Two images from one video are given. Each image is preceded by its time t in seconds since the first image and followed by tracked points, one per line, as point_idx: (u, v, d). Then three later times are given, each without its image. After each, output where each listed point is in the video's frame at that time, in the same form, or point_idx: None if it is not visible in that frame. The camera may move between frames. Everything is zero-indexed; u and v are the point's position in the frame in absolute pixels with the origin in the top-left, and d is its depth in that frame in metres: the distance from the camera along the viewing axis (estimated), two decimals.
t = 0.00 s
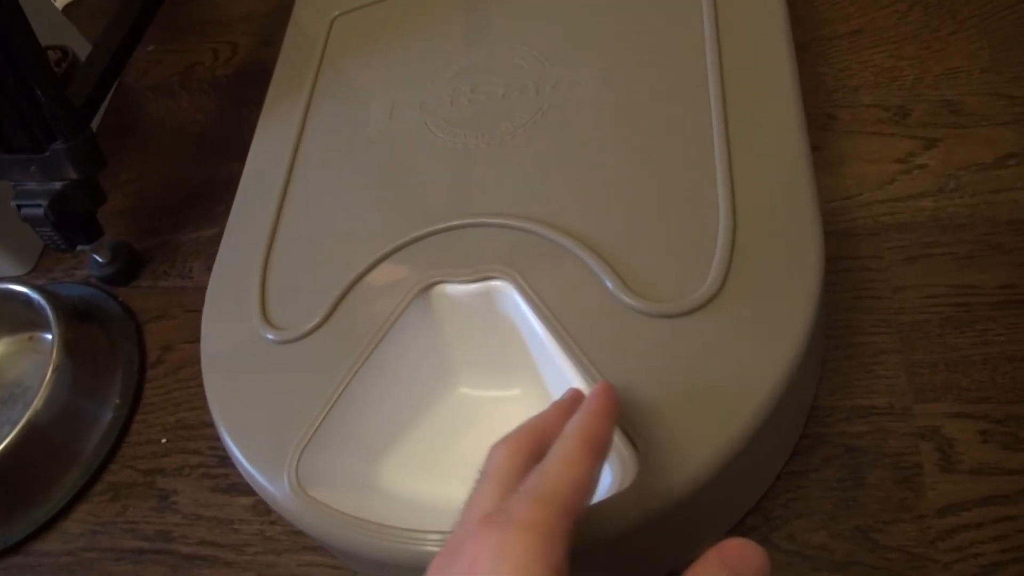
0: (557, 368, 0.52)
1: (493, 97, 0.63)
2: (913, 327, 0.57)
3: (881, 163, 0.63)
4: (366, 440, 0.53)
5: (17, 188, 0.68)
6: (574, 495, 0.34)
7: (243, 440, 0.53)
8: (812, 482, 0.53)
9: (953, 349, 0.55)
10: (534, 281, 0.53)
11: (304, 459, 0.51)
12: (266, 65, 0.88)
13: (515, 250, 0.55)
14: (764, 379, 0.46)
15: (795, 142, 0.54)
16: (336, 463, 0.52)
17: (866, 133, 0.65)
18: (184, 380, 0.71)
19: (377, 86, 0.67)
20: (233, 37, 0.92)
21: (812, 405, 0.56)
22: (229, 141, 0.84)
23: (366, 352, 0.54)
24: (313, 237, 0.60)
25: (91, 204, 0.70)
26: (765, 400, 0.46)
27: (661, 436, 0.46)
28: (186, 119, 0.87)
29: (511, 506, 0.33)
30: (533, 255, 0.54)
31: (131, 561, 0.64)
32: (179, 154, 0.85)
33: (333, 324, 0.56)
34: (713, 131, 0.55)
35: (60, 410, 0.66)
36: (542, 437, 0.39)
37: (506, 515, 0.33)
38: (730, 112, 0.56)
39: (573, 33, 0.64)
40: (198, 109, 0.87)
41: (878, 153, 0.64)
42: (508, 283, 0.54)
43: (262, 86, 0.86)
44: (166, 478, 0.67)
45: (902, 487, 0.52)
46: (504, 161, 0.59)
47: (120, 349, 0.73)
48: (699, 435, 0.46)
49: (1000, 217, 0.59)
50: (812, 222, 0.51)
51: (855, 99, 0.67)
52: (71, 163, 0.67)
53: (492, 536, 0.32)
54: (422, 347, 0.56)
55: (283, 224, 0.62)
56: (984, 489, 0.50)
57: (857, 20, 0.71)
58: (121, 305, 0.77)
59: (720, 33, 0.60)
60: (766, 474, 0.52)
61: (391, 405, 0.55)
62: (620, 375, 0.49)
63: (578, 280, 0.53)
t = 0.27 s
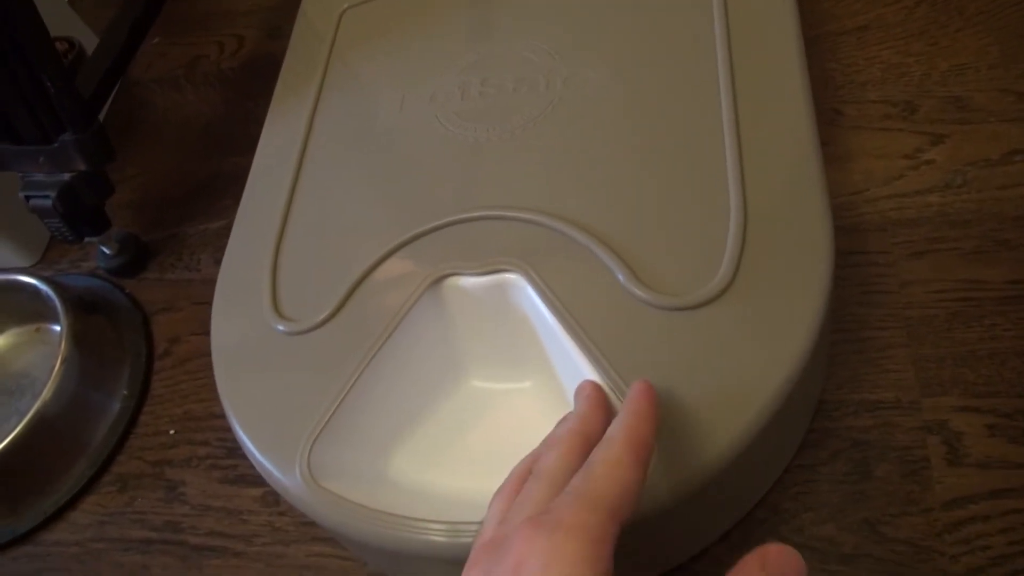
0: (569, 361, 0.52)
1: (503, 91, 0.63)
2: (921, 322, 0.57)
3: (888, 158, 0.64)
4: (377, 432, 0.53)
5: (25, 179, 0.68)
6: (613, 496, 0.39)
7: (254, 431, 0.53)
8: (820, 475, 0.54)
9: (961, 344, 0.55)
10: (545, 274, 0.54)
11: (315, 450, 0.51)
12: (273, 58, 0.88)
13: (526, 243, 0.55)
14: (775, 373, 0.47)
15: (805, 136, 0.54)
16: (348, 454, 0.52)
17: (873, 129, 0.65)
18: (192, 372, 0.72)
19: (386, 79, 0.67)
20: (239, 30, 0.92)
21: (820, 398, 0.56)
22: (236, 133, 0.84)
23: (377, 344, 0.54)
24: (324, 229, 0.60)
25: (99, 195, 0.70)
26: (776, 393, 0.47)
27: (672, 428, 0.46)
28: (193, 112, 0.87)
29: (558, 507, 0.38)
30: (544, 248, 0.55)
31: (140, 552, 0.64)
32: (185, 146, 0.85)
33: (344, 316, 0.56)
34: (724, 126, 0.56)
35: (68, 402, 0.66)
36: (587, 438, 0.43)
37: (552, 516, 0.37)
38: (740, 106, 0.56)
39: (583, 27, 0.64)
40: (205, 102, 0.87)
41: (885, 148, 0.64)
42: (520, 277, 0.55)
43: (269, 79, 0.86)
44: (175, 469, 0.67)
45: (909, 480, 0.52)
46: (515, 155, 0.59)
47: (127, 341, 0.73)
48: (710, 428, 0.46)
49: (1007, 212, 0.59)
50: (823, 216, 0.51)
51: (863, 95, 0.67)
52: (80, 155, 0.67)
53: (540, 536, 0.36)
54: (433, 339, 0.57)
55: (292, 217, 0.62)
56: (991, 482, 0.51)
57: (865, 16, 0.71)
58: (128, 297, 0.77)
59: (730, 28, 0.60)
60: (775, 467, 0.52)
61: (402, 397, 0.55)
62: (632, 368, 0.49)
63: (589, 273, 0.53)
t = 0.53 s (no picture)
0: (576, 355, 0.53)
1: (511, 86, 0.64)
2: (924, 321, 0.57)
3: (893, 158, 0.64)
4: (384, 423, 0.54)
5: (34, 168, 0.68)
6: (643, 496, 0.39)
7: (262, 420, 0.53)
8: (822, 471, 0.54)
9: (963, 343, 0.56)
10: (552, 268, 0.54)
11: (323, 440, 0.52)
12: (280, 51, 0.88)
13: (533, 237, 0.56)
14: (781, 368, 0.47)
15: (812, 135, 0.54)
16: (355, 445, 0.52)
17: (878, 128, 0.66)
18: (198, 363, 0.72)
19: (394, 73, 0.67)
20: (246, 23, 0.92)
21: (824, 395, 0.56)
22: (243, 126, 0.84)
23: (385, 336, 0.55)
24: (332, 222, 0.61)
25: (107, 186, 0.70)
26: (781, 389, 0.47)
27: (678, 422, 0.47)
28: (200, 104, 0.87)
29: (588, 505, 0.38)
30: (552, 243, 0.55)
31: (145, 541, 0.64)
32: (192, 138, 0.85)
33: (351, 308, 0.56)
34: (731, 124, 0.56)
35: (74, 391, 0.67)
36: (612, 430, 0.43)
37: (582, 513, 0.38)
38: (748, 105, 0.57)
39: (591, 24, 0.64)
40: (211, 94, 0.88)
41: (891, 148, 0.65)
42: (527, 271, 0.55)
43: (276, 72, 0.87)
44: (180, 459, 0.67)
45: (911, 477, 0.53)
46: (523, 150, 0.60)
47: (133, 332, 0.74)
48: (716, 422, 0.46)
49: (1011, 213, 0.60)
50: (829, 214, 0.52)
51: (868, 95, 0.68)
52: (89, 145, 0.67)
53: (571, 532, 0.37)
54: (440, 332, 0.57)
55: (301, 209, 0.62)
56: (992, 479, 0.51)
57: (871, 16, 0.72)
58: (134, 287, 0.77)
59: (739, 26, 0.60)
60: (778, 462, 0.53)
61: (409, 389, 0.55)
62: (638, 363, 0.49)
63: (596, 268, 0.53)
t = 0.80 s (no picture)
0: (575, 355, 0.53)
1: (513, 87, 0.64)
2: (921, 322, 0.58)
3: (890, 160, 0.65)
4: (385, 421, 0.54)
5: (36, 167, 0.68)
6: None
7: (264, 419, 0.54)
8: (819, 470, 0.55)
9: (959, 344, 0.56)
10: (552, 269, 0.55)
11: (325, 438, 0.52)
12: (282, 51, 0.89)
13: (534, 238, 0.56)
14: (779, 368, 0.48)
15: (811, 137, 0.55)
16: (356, 443, 0.53)
17: (876, 131, 0.66)
18: (199, 361, 0.72)
19: (396, 74, 0.68)
20: (248, 22, 0.92)
21: (821, 395, 0.57)
22: (245, 125, 0.84)
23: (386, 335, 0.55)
24: (334, 221, 0.61)
25: (110, 184, 0.71)
26: (778, 389, 0.48)
27: (677, 421, 0.47)
28: (201, 103, 0.88)
29: None
30: (552, 243, 0.55)
31: (146, 538, 0.64)
32: (193, 137, 0.85)
33: (353, 307, 0.57)
34: (730, 126, 0.56)
35: (76, 388, 0.67)
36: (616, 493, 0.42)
37: None
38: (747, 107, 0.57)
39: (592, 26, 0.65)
40: (213, 93, 0.88)
41: (888, 150, 0.65)
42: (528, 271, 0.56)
43: (278, 72, 0.87)
44: (182, 456, 0.68)
45: (906, 476, 0.53)
46: (524, 151, 0.60)
47: (135, 330, 0.74)
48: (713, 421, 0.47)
49: (1008, 215, 0.60)
50: (827, 216, 0.52)
51: (867, 98, 0.68)
52: (91, 143, 0.67)
53: None
54: (440, 331, 0.57)
55: (303, 209, 0.63)
56: (987, 479, 0.52)
57: (870, 20, 0.72)
58: (136, 286, 0.78)
59: (738, 29, 0.61)
60: (775, 462, 0.53)
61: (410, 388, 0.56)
62: (637, 362, 0.50)
63: (596, 268, 0.54)
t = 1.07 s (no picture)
0: (552, 362, 0.54)
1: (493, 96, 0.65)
2: (896, 327, 0.58)
3: (868, 167, 0.65)
4: (364, 428, 0.55)
5: (23, 178, 0.69)
6: None
7: (244, 426, 0.54)
8: (796, 475, 0.55)
9: (934, 349, 0.57)
10: (530, 276, 0.55)
11: (303, 445, 0.52)
12: (269, 60, 0.89)
13: (512, 246, 0.57)
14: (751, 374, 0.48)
15: (785, 145, 0.56)
16: (334, 450, 0.53)
17: (855, 138, 0.67)
18: (185, 369, 0.73)
19: (379, 84, 0.68)
20: (236, 32, 0.93)
21: (798, 400, 0.57)
22: (232, 135, 0.85)
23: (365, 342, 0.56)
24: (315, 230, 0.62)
25: (96, 194, 0.71)
26: (751, 394, 0.48)
27: (650, 427, 0.48)
28: (189, 112, 0.88)
29: None
30: (529, 251, 0.56)
31: (131, 545, 0.65)
32: (181, 147, 0.86)
33: (334, 314, 0.57)
34: (706, 134, 0.57)
35: (61, 396, 0.67)
36: None
37: None
38: (723, 115, 0.58)
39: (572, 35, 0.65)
40: (201, 103, 0.89)
41: (866, 157, 0.66)
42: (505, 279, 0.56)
43: (265, 82, 0.88)
44: (167, 464, 0.68)
45: (881, 480, 0.53)
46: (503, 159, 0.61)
47: (121, 338, 0.74)
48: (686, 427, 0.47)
49: (983, 222, 0.61)
50: (801, 223, 0.53)
51: (845, 105, 0.69)
52: (78, 153, 0.68)
53: None
54: (420, 338, 0.58)
55: (285, 217, 0.63)
56: (961, 483, 0.52)
57: (849, 28, 0.73)
58: (123, 294, 0.78)
59: (715, 38, 0.61)
60: (751, 467, 0.54)
61: (389, 394, 0.56)
62: (612, 368, 0.50)
63: (573, 275, 0.54)
